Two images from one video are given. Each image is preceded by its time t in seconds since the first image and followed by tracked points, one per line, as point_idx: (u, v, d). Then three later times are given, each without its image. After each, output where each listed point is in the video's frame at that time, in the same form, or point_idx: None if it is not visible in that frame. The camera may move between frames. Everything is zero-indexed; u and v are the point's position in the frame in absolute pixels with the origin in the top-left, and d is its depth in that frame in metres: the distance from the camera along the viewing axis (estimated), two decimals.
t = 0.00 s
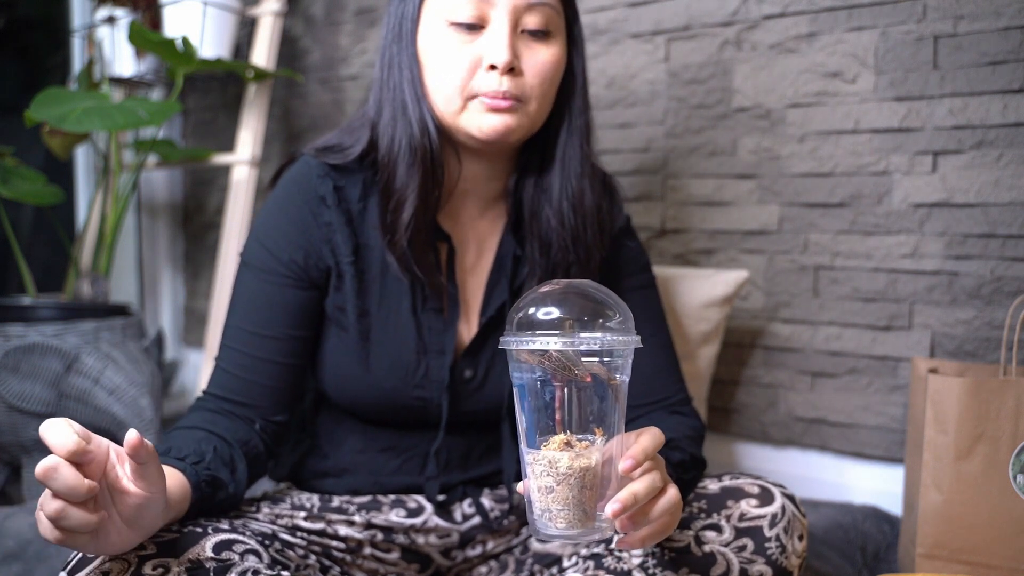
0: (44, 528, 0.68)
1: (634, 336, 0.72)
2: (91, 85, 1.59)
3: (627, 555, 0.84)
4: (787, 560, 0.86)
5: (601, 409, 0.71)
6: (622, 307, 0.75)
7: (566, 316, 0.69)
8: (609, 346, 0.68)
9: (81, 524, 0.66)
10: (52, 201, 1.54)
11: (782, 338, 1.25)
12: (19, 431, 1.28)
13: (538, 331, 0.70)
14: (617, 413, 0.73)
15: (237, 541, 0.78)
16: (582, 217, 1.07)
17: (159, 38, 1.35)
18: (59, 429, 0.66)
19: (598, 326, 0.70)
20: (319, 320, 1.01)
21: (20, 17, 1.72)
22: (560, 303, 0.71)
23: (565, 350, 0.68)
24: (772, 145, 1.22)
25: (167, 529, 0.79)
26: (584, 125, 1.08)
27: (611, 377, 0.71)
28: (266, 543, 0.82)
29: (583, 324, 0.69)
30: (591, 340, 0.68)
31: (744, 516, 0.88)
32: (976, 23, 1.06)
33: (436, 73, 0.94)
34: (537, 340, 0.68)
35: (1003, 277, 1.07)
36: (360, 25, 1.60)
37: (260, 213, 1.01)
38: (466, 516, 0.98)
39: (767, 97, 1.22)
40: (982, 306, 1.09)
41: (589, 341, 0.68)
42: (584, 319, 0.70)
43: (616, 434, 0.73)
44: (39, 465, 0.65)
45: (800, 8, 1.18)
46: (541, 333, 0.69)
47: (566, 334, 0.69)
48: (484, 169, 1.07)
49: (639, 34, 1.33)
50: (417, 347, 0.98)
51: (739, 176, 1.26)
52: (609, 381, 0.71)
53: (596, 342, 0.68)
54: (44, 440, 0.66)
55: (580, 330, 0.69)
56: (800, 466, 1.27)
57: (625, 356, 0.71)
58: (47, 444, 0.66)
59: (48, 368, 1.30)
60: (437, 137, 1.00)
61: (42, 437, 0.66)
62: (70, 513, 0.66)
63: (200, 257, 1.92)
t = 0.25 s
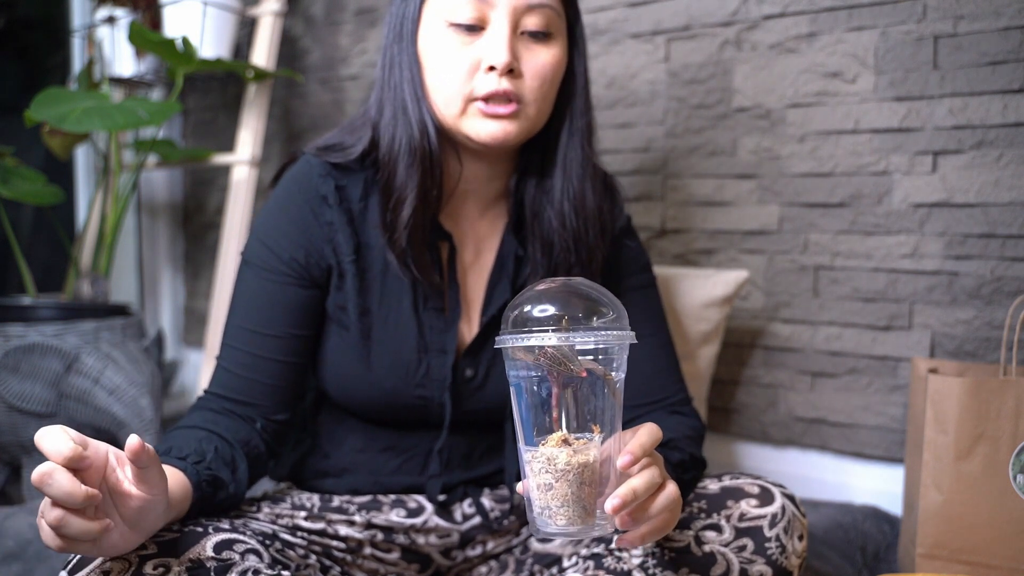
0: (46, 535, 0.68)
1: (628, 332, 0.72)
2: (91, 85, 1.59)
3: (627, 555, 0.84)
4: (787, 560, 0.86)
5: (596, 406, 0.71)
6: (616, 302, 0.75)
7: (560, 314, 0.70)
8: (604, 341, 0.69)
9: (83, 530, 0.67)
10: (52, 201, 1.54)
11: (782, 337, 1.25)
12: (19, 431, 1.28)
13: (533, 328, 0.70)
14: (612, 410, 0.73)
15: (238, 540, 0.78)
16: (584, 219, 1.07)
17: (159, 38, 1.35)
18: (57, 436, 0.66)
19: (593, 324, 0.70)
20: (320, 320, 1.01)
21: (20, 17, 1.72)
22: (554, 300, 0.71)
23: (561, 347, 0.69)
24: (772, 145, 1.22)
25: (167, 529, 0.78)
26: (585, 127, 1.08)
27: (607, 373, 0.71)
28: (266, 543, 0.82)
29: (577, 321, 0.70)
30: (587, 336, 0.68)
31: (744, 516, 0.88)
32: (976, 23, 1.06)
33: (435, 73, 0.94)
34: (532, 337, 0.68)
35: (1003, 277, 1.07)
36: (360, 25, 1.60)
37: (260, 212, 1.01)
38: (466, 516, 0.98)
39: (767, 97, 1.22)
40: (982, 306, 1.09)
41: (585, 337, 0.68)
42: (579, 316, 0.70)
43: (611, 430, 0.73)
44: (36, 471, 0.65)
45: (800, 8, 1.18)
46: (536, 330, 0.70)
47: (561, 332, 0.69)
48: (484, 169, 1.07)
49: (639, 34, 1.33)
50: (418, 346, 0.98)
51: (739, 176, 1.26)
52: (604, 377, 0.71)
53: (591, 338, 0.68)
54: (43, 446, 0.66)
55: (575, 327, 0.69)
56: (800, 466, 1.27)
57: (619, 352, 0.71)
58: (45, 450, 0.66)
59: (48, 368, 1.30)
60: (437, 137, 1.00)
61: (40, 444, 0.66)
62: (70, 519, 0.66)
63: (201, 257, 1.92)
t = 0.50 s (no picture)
0: (48, 541, 0.69)
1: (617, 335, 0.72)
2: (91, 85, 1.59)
3: (627, 555, 0.84)
4: (787, 560, 0.86)
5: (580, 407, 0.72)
6: (608, 306, 0.75)
7: (547, 314, 0.70)
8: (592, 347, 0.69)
9: (84, 535, 0.67)
10: (52, 201, 1.54)
11: (782, 337, 1.25)
12: (19, 431, 1.29)
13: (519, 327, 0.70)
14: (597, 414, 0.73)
15: (238, 541, 0.78)
16: (585, 220, 1.07)
17: (159, 38, 1.35)
18: (57, 442, 0.66)
19: (582, 325, 0.70)
20: (320, 321, 1.01)
21: (20, 16, 1.72)
22: (542, 299, 0.71)
23: (545, 348, 0.68)
24: (772, 145, 1.22)
25: (167, 528, 0.78)
26: (586, 129, 1.09)
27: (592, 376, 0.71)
28: (266, 543, 0.82)
29: (566, 323, 0.69)
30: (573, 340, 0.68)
31: (745, 516, 0.88)
32: (976, 23, 1.06)
33: (432, 75, 0.94)
34: (519, 338, 0.68)
35: (1003, 277, 1.07)
36: (360, 25, 1.60)
37: (260, 213, 1.01)
38: (466, 517, 0.98)
39: (767, 97, 1.22)
40: (982, 306, 1.09)
41: (571, 341, 0.68)
42: (566, 317, 0.70)
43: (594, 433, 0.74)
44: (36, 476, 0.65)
45: (800, 8, 1.18)
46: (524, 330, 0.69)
47: (548, 333, 0.68)
48: (485, 170, 1.07)
49: (639, 34, 1.33)
50: (418, 346, 0.98)
51: (739, 176, 1.26)
52: (590, 379, 0.71)
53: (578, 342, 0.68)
54: (42, 452, 0.66)
55: (563, 329, 0.69)
56: (800, 466, 1.27)
57: (608, 355, 0.71)
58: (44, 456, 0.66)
59: (48, 368, 1.30)
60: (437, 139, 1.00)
61: (40, 450, 0.66)
62: (71, 525, 0.66)
63: (201, 257, 1.92)
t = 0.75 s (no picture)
0: (48, 547, 0.69)
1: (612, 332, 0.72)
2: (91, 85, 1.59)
3: (627, 555, 0.85)
4: (786, 562, 0.85)
5: (566, 393, 0.72)
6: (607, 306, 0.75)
7: (543, 297, 0.70)
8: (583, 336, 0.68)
9: (83, 541, 0.67)
10: (51, 202, 1.54)
11: (782, 337, 1.25)
12: (19, 431, 1.30)
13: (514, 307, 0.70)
14: (577, 403, 0.73)
15: (237, 542, 0.78)
16: (579, 219, 1.07)
17: (159, 38, 1.35)
18: (54, 450, 0.66)
19: (576, 312, 0.70)
20: (318, 321, 1.01)
21: (20, 16, 1.72)
22: (540, 285, 0.71)
23: (537, 333, 0.68)
24: (772, 145, 1.22)
25: (166, 529, 0.78)
26: (578, 126, 1.09)
27: (579, 369, 0.70)
28: (266, 543, 0.82)
29: (560, 308, 0.70)
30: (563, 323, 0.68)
31: (746, 518, 0.88)
32: (976, 23, 1.06)
33: (422, 73, 0.94)
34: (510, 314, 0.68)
35: (1003, 277, 1.07)
36: (360, 25, 1.60)
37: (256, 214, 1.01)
38: (466, 518, 0.97)
39: (767, 97, 1.22)
40: (982, 306, 1.09)
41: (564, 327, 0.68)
42: (562, 304, 0.70)
43: (568, 416, 0.74)
44: (35, 483, 0.65)
45: (800, 8, 1.18)
46: (517, 309, 0.70)
47: (540, 315, 0.69)
48: (478, 168, 1.08)
49: (639, 34, 1.33)
50: (415, 345, 0.98)
51: (739, 176, 1.26)
52: (577, 370, 0.70)
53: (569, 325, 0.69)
54: (40, 459, 0.66)
55: (556, 313, 0.69)
56: (800, 466, 1.27)
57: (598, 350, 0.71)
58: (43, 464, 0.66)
59: (48, 368, 1.30)
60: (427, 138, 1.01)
61: (37, 457, 0.66)
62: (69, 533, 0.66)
63: (201, 257, 1.92)
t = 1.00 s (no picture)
0: (52, 556, 0.69)
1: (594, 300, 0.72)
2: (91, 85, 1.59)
3: (626, 554, 0.84)
4: (786, 561, 0.85)
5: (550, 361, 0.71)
6: (587, 270, 0.76)
7: (522, 267, 0.70)
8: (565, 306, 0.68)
9: (89, 550, 0.67)
10: (51, 202, 1.54)
11: (782, 337, 1.25)
12: (19, 431, 1.30)
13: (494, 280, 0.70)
14: (561, 370, 0.73)
15: (237, 542, 0.78)
16: (562, 214, 1.07)
17: (159, 38, 1.35)
18: (55, 457, 0.66)
19: (556, 280, 0.70)
20: (312, 319, 1.01)
21: (20, 16, 1.72)
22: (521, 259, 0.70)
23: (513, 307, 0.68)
24: (772, 145, 1.22)
25: (165, 530, 0.78)
26: (564, 123, 1.08)
27: (562, 338, 0.70)
28: (266, 544, 0.82)
29: (540, 278, 0.70)
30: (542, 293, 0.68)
31: (745, 517, 0.89)
32: (976, 23, 1.06)
33: (408, 71, 0.94)
34: (490, 288, 0.68)
35: (1003, 277, 1.07)
36: (360, 25, 1.60)
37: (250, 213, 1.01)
38: (466, 518, 0.97)
39: (767, 97, 1.22)
40: (982, 306, 1.09)
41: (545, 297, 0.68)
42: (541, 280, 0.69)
43: (550, 386, 0.72)
44: (38, 492, 0.65)
45: (800, 8, 1.18)
46: (497, 282, 0.70)
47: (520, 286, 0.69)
48: (466, 164, 1.08)
49: (639, 34, 1.33)
50: (409, 342, 0.98)
51: (739, 176, 1.26)
52: (561, 339, 0.70)
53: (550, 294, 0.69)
54: (41, 467, 0.66)
55: (536, 283, 0.70)
56: (800, 465, 1.27)
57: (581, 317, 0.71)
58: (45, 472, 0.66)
59: (48, 368, 1.30)
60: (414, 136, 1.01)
61: (38, 465, 0.66)
62: (75, 542, 0.67)
63: (201, 257, 1.92)
